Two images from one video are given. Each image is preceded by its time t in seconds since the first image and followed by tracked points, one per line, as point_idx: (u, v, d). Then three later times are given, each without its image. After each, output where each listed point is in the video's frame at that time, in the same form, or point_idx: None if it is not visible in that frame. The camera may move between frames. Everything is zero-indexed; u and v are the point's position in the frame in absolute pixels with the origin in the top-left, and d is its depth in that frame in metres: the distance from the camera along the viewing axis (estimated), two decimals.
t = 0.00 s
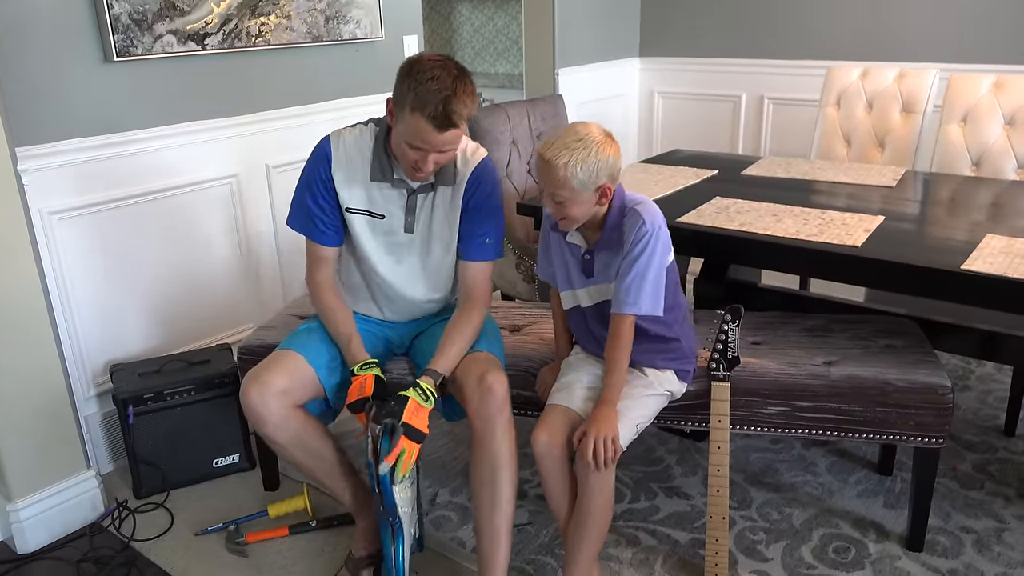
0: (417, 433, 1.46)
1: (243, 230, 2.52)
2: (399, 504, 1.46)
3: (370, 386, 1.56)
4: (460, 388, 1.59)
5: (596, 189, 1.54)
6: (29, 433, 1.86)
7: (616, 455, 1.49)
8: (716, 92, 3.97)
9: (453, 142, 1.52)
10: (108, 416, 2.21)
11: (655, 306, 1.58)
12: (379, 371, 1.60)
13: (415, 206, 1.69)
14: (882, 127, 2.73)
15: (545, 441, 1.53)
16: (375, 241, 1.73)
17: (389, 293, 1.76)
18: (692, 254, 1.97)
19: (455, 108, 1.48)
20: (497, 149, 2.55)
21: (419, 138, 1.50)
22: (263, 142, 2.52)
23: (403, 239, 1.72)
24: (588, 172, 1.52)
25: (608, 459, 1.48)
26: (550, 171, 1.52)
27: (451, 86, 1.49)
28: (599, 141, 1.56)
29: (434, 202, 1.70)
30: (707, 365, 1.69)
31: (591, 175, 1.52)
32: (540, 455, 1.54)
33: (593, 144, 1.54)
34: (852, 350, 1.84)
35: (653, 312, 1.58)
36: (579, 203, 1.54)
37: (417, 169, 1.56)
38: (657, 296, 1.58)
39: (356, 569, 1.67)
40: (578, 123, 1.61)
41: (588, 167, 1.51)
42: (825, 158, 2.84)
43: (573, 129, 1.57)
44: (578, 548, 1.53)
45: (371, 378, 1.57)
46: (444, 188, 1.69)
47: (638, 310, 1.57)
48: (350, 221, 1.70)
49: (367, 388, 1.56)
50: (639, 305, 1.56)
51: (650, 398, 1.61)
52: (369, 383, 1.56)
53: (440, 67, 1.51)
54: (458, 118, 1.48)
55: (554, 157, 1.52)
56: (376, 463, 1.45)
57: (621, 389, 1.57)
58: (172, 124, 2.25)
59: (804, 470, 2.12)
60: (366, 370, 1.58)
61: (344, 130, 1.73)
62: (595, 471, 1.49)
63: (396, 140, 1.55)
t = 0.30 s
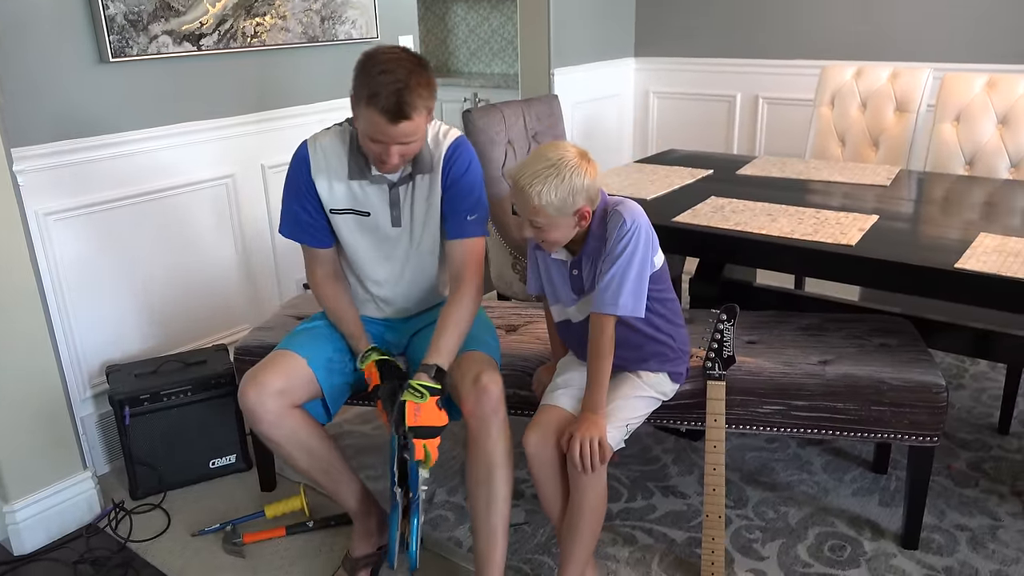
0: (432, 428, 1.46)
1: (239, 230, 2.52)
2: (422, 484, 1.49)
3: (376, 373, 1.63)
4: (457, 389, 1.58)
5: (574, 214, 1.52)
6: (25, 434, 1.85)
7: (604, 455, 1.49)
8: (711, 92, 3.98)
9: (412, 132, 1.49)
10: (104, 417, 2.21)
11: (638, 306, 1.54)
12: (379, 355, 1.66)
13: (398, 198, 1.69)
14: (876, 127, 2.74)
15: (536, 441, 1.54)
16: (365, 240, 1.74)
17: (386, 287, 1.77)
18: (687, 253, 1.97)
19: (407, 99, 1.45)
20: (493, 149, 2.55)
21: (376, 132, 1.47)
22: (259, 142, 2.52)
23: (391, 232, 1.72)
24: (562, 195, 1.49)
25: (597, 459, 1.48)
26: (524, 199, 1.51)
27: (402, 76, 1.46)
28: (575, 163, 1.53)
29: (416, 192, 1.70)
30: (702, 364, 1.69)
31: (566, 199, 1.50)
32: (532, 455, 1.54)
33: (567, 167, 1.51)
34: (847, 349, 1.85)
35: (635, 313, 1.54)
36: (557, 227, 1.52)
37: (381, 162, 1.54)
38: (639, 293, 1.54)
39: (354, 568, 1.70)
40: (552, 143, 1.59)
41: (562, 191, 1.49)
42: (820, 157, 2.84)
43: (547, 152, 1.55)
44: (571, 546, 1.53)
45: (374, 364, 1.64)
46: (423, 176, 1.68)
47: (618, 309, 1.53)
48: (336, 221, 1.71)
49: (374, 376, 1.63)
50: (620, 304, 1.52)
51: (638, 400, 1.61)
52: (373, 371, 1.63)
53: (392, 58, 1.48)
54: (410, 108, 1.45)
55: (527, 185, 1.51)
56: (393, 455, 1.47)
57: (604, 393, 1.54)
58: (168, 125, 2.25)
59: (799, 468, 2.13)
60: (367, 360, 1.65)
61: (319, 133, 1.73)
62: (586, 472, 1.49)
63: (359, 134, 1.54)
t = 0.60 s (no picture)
0: (453, 422, 1.50)
1: (241, 231, 2.52)
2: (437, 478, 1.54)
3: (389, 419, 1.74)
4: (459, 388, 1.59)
5: (566, 214, 1.52)
6: (27, 436, 1.86)
7: (600, 454, 1.49)
8: (711, 93, 3.98)
9: (360, 131, 1.48)
10: (106, 418, 2.21)
11: (633, 307, 1.54)
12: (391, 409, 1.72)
13: (384, 195, 1.70)
14: (876, 127, 2.74)
15: (536, 440, 1.55)
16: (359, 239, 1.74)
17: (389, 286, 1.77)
18: (688, 253, 1.98)
19: (345, 100, 1.45)
20: (493, 150, 2.55)
21: (326, 137, 1.49)
22: (260, 144, 2.52)
23: (384, 229, 1.73)
24: (553, 196, 1.50)
25: (593, 458, 1.49)
26: (516, 201, 1.52)
27: (341, 78, 1.46)
28: (567, 163, 1.53)
29: (402, 185, 1.70)
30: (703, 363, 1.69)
31: (557, 200, 1.50)
32: (531, 454, 1.55)
33: (558, 168, 1.51)
34: (847, 348, 1.85)
35: (632, 312, 1.54)
36: (551, 228, 1.53)
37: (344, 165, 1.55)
38: (635, 292, 1.54)
39: (356, 568, 1.70)
40: (546, 145, 1.59)
41: (553, 192, 1.49)
42: (820, 157, 2.85)
43: (539, 154, 1.55)
44: (570, 545, 1.53)
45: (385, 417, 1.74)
46: (406, 167, 1.68)
47: (615, 309, 1.53)
48: (332, 227, 1.71)
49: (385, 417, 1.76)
50: (615, 304, 1.53)
51: (637, 400, 1.62)
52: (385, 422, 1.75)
53: (333, 62, 1.49)
54: (349, 109, 1.45)
55: (518, 185, 1.51)
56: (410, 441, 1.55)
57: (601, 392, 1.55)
58: (170, 126, 2.26)
59: (800, 468, 2.13)
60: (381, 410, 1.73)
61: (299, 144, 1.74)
62: (584, 470, 1.49)
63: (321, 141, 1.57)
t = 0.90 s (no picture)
0: (447, 409, 1.52)
1: (240, 231, 2.52)
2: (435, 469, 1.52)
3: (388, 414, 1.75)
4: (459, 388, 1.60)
5: (559, 215, 1.52)
6: (26, 434, 1.86)
7: (589, 455, 1.49)
8: (711, 95, 3.99)
9: (338, 140, 1.50)
10: (105, 416, 2.22)
11: (626, 307, 1.54)
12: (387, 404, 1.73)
13: (376, 201, 1.70)
14: (875, 130, 2.75)
15: (529, 441, 1.55)
16: (354, 247, 1.74)
17: (388, 292, 1.77)
18: (687, 256, 1.98)
19: (320, 111, 1.45)
20: (493, 152, 2.56)
21: (306, 147, 1.51)
22: (260, 144, 2.52)
23: (378, 235, 1.72)
24: (544, 198, 1.50)
25: (583, 460, 1.49)
26: (508, 204, 1.51)
27: (315, 89, 1.46)
28: (556, 164, 1.53)
29: (393, 189, 1.70)
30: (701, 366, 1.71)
31: (548, 202, 1.50)
32: (524, 455, 1.55)
33: (548, 169, 1.51)
34: (845, 351, 1.85)
35: (624, 313, 1.54)
36: (543, 230, 1.53)
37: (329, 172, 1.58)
38: (627, 293, 1.54)
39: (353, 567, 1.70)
40: (533, 146, 1.59)
41: (545, 194, 1.50)
42: (819, 161, 2.85)
43: (528, 156, 1.55)
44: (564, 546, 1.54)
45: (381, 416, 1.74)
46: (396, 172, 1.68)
47: (606, 310, 1.53)
48: (328, 238, 1.72)
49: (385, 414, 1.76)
50: (607, 305, 1.53)
51: (630, 402, 1.62)
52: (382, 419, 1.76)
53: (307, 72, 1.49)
54: (325, 120, 1.46)
55: (509, 189, 1.51)
56: (410, 431, 1.54)
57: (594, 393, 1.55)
58: (170, 126, 2.26)
59: (798, 471, 2.14)
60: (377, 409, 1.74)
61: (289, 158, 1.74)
62: (575, 472, 1.50)
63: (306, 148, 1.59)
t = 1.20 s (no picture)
0: (453, 351, 1.52)
1: (241, 234, 2.53)
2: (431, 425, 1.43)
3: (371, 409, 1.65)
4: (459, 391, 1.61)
5: (562, 228, 1.53)
6: (27, 437, 1.86)
7: (589, 462, 1.49)
8: (713, 100, 3.99)
9: (340, 131, 1.49)
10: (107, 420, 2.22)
11: (626, 315, 1.54)
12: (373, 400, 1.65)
13: (375, 202, 1.70)
14: (877, 136, 2.75)
15: (529, 446, 1.55)
16: (353, 248, 1.74)
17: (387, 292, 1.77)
18: (689, 261, 1.98)
19: (321, 100, 1.45)
20: (495, 156, 2.56)
21: (307, 142, 1.50)
22: (262, 148, 2.53)
23: (375, 236, 1.72)
24: (548, 213, 1.50)
25: (582, 467, 1.49)
26: (511, 220, 1.52)
27: (313, 81, 1.46)
28: (556, 176, 1.53)
29: (391, 190, 1.70)
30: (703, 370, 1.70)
31: (552, 216, 1.50)
32: (524, 459, 1.55)
33: (550, 183, 1.51)
34: (847, 357, 1.85)
35: (624, 321, 1.54)
36: (547, 244, 1.53)
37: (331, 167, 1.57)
38: (627, 300, 1.54)
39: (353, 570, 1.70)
40: (532, 158, 1.59)
41: (548, 208, 1.50)
42: (820, 166, 2.85)
43: (528, 170, 1.55)
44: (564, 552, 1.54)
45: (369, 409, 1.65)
46: (394, 173, 1.69)
47: (606, 317, 1.53)
48: (326, 240, 1.72)
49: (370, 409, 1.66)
50: (607, 313, 1.53)
51: (631, 407, 1.62)
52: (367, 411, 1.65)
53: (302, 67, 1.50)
54: (327, 109, 1.45)
55: (512, 207, 1.51)
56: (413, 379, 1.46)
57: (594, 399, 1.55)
58: (172, 131, 2.27)
59: (799, 477, 2.13)
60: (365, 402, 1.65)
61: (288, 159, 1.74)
62: (573, 478, 1.49)
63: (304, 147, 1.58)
